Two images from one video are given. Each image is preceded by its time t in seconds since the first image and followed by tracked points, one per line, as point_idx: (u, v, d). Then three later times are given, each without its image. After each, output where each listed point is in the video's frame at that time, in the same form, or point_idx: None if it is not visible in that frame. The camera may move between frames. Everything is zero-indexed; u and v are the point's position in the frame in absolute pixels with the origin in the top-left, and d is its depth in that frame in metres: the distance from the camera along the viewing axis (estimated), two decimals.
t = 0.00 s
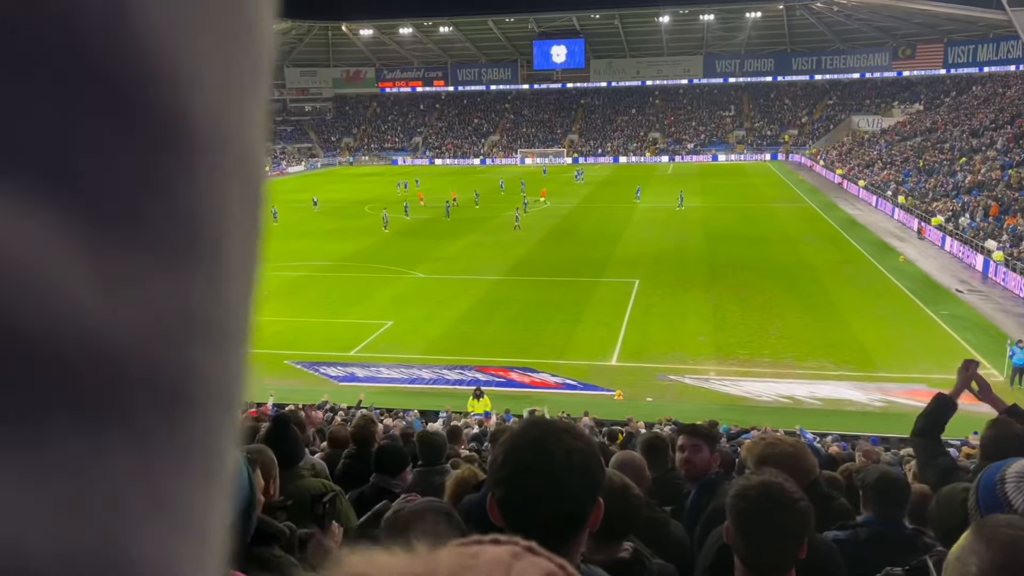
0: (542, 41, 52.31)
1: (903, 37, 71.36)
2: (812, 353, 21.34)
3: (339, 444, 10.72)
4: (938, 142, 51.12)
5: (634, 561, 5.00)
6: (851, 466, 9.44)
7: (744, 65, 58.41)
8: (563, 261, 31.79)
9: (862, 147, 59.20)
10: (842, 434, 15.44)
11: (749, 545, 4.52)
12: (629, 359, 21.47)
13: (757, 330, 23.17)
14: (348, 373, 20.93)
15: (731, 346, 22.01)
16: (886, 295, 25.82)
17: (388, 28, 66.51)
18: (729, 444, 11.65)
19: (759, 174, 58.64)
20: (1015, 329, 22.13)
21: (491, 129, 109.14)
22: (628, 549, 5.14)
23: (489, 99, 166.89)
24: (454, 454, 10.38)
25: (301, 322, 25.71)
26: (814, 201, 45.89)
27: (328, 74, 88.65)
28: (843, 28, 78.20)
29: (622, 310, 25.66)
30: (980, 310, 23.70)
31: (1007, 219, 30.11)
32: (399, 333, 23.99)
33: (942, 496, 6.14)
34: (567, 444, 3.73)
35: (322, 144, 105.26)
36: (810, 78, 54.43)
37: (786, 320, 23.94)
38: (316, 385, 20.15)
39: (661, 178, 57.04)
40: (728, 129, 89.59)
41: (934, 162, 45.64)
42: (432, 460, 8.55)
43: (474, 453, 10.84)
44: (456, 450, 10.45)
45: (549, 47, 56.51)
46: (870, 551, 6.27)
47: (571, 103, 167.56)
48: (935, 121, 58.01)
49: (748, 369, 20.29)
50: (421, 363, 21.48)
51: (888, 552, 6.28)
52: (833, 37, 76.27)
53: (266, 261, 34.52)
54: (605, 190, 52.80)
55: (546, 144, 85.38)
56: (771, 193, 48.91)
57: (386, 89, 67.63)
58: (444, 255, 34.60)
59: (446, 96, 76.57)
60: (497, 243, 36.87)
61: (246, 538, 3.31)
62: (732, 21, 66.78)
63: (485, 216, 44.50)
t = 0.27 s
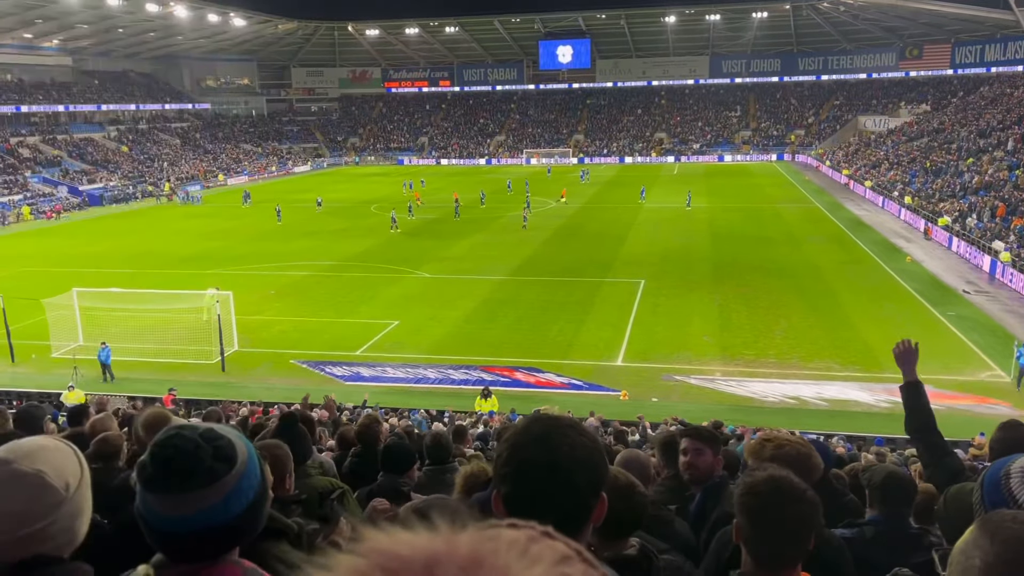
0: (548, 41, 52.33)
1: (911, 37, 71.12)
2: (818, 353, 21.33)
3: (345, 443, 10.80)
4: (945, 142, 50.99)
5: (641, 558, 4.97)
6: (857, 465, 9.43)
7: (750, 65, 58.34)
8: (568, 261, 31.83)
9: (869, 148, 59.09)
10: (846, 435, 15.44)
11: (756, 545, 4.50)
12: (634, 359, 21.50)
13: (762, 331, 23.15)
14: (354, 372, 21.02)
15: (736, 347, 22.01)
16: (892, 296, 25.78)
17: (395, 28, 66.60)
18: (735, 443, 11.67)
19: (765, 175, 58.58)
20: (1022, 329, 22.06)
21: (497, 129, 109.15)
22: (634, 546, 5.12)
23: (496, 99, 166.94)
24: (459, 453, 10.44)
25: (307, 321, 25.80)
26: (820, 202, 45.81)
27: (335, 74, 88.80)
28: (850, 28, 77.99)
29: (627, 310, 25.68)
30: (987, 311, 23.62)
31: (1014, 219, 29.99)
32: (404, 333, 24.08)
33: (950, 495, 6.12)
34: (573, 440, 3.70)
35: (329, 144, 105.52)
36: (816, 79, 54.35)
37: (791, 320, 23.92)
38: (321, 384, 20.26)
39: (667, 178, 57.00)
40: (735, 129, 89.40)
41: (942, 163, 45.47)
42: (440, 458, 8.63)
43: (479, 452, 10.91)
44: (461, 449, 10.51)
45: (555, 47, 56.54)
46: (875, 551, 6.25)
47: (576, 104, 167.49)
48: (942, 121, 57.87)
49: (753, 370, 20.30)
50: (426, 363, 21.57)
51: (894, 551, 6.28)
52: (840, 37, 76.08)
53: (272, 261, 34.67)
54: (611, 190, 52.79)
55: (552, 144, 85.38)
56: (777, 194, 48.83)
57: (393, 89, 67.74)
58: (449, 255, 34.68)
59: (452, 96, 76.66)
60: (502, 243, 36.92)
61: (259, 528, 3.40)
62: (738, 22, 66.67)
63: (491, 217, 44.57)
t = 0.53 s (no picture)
0: (555, 44, 52.45)
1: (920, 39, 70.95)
2: (825, 356, 21.26)
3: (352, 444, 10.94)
4: (954, 145, 50.81)
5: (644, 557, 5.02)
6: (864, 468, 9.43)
7: (758, 68, 58.31)
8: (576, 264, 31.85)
9: (878, 150, 58.94)
10: (854, 437, 15.41)
11: (758, 543, 4.52)
12: (641, 361, 21.48)
13: (770, 334, 23.09)
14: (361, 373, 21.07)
15: (743, 349, 21.96)
16: (901, 299, 25.70)
17: (403, 30, 66.90)
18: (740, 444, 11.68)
19: (772, 177, 58.46)
20: None
21: (504, 131, 109.37)
22: (637, 544, 5.15)
23: (504, 101, 167.43)
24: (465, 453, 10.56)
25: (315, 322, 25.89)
26: (829, 204, 45.69)
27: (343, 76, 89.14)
28: (859, 31, 77.85)
29: (635, 313, 25.68)
30: (996, 315, 23.52)
31: None
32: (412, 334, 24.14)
33: (953, 497, 6.13)
34: (573, 440, 3.71)
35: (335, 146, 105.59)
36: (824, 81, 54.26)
37: (799, 323, 23.86)
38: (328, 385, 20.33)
39: (674, 180, 57.04)
40: (743, 131, 89.44)
41: (950, 166, 45.34)
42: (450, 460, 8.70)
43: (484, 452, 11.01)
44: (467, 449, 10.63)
45: (562, 50, 56.66)
46: (878, 551, 6.24)
47: (583, 106, 167.39)
48: (951, 124, 57.65)
49: (761, 373, 20.27)
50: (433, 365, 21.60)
51: (897, 551, 6.26)
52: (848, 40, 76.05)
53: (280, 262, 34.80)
54: (617, 193, 52.87)
55: (560, 146, 85.55)
56: (784, 196, 48.78)
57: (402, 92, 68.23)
58: (456, 257, 34.71)
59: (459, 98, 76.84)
60: (510, 245, 36.95)
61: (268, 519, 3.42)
62: (746, 25, 66.62)
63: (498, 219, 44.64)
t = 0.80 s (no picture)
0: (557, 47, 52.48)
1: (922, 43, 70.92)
2: (828, 360, 21.17)
3: (350, 447, 10.92)
4: (957, 149, 50.71)
5: (639, 556, 5.03)
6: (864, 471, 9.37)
7: (760, 71, 58.26)
8: (578, 267, 31.80)
9: (880, 154, 58.88)
10: (856, 442, 15.36)
11: (752, 545, 4.53)
12: (642, 365, 21.40)
13: (772, 338, 23.00)
14: (362, 377, 21.03)
15: (745, 353, 21.88)
16: (903, 303, 25.63)
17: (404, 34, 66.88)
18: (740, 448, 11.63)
19: (775, 181, 58.38)
20: None
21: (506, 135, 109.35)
22: (632, 544, 5.14)
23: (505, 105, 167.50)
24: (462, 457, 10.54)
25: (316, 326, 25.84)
26: (831, 208, 45.61)
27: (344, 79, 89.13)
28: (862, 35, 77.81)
29: (636, 316, 25.61)
30: (999, 320, 23.45)
31: None
32: (413, 338, 24.08)
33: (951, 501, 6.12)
34: (563, 442, 3.68)
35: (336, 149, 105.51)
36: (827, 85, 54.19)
37: (800, 328, 23.78)
38: (329, 388, 20.28)
39: (675, 184, 57.01)
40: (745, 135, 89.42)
41: (953, 170, 45.28)
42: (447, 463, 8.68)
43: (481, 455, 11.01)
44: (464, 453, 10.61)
45: (564, 53, 56.67)
46: (876, 553, 6.22)
47: (586, 110, 167.30)
48: (954, 128, 57.54)
49: (763, 377, 20.19)
50: (435, 368, 21.53)
51: (897, 553, 6.24)
52: (850, 44, 76.08)
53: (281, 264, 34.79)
54: (619, 196, 52.84)
55: (561, 150, 85.56)
56: (786, 200, 48.71)
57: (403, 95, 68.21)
58: (458, 260, 34.68)
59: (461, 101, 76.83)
60: (511, 248, 36.92)
61: (260, 519, 3.44)
62: (748, 28, 66.60)
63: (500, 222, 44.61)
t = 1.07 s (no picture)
0: (554, 53, 52.55)
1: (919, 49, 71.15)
2: (824, 366, 21.17)
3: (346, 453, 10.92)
4: (952, 155, 50.81)
5: (634, 561, 5.14)
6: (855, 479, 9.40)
7: (757, 77, 58.40)
8: (575, 272, 31.83)
9: (877, 160, 59.03)
10: (852, 447, 15.38)
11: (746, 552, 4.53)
12: (638, 370, 21.40)
13: (768, 343, 23.01)
14: (357, 381, 21.05)
15: (741, 359, 21.89)
16: (899, 308, 25.65)
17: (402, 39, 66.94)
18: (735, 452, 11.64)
19: (771, 187, 58.42)
20: None
21: (504, 140, 109.38)
22: (631, 550, 5.23)
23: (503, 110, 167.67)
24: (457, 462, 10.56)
25: (312, 331, 25.84)
26: (827, 214, 45.70)
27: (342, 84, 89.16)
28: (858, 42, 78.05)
29: (632, 322, 25.63)
30: (995, 325, 23.48)
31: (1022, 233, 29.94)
32: (409, 342, 24.09)
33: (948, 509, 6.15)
34: (559, 450, 3.66)
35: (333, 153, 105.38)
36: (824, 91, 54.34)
37: (796, 333, 23.79)
38: (325, 393, 20.27)
39: (673, 189, 57.08)
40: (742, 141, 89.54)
41: (949, 176, 45.41)
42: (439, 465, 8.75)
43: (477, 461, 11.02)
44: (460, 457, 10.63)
45: (562, 59, 56.76)
46: (869, 557, 6.20)
47: (583, 114, 167.32)
48: (950, 134, 57.61)
49: (759, 381, 20.19)
50: (430, 373, 21.52)
51: (893, 559, 6.22)
52: (847, 50, 76.30)
53: (278, 269, 34.77)
54: (616, 202, 52.90)
55: (559, 155, 85.60)
56: (782, 205, 48.78)
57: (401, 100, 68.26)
58: (455, 265, 34.69)
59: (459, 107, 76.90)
60: (508, 253, 36.94)
61: (252, 528, 3.41)
62: (745, 34, 66.78)
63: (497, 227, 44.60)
